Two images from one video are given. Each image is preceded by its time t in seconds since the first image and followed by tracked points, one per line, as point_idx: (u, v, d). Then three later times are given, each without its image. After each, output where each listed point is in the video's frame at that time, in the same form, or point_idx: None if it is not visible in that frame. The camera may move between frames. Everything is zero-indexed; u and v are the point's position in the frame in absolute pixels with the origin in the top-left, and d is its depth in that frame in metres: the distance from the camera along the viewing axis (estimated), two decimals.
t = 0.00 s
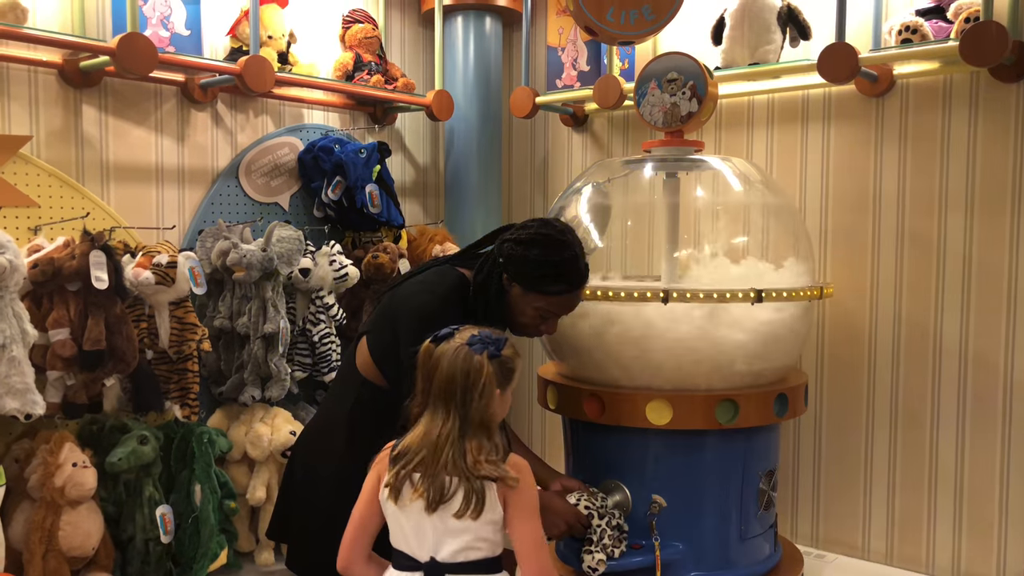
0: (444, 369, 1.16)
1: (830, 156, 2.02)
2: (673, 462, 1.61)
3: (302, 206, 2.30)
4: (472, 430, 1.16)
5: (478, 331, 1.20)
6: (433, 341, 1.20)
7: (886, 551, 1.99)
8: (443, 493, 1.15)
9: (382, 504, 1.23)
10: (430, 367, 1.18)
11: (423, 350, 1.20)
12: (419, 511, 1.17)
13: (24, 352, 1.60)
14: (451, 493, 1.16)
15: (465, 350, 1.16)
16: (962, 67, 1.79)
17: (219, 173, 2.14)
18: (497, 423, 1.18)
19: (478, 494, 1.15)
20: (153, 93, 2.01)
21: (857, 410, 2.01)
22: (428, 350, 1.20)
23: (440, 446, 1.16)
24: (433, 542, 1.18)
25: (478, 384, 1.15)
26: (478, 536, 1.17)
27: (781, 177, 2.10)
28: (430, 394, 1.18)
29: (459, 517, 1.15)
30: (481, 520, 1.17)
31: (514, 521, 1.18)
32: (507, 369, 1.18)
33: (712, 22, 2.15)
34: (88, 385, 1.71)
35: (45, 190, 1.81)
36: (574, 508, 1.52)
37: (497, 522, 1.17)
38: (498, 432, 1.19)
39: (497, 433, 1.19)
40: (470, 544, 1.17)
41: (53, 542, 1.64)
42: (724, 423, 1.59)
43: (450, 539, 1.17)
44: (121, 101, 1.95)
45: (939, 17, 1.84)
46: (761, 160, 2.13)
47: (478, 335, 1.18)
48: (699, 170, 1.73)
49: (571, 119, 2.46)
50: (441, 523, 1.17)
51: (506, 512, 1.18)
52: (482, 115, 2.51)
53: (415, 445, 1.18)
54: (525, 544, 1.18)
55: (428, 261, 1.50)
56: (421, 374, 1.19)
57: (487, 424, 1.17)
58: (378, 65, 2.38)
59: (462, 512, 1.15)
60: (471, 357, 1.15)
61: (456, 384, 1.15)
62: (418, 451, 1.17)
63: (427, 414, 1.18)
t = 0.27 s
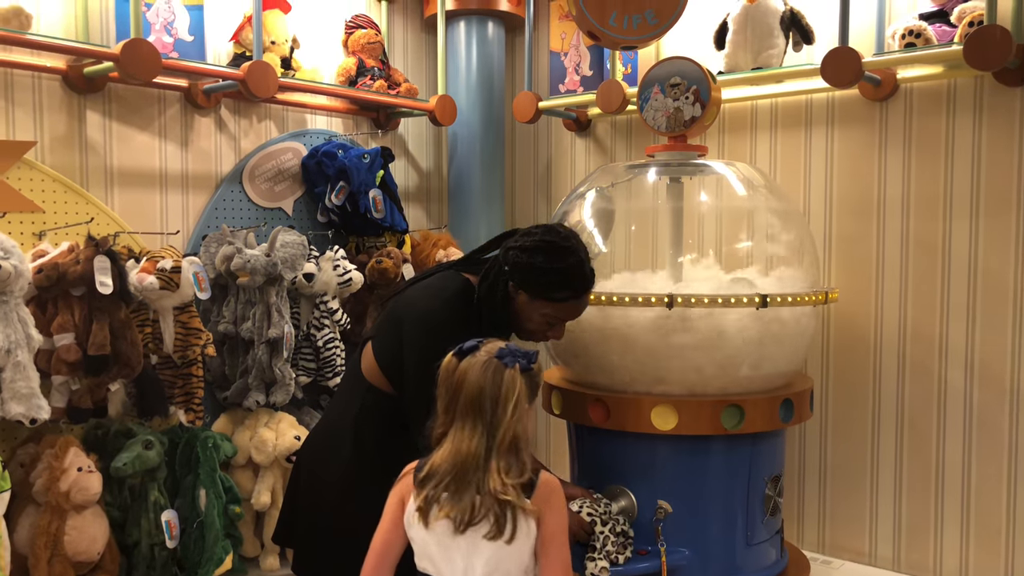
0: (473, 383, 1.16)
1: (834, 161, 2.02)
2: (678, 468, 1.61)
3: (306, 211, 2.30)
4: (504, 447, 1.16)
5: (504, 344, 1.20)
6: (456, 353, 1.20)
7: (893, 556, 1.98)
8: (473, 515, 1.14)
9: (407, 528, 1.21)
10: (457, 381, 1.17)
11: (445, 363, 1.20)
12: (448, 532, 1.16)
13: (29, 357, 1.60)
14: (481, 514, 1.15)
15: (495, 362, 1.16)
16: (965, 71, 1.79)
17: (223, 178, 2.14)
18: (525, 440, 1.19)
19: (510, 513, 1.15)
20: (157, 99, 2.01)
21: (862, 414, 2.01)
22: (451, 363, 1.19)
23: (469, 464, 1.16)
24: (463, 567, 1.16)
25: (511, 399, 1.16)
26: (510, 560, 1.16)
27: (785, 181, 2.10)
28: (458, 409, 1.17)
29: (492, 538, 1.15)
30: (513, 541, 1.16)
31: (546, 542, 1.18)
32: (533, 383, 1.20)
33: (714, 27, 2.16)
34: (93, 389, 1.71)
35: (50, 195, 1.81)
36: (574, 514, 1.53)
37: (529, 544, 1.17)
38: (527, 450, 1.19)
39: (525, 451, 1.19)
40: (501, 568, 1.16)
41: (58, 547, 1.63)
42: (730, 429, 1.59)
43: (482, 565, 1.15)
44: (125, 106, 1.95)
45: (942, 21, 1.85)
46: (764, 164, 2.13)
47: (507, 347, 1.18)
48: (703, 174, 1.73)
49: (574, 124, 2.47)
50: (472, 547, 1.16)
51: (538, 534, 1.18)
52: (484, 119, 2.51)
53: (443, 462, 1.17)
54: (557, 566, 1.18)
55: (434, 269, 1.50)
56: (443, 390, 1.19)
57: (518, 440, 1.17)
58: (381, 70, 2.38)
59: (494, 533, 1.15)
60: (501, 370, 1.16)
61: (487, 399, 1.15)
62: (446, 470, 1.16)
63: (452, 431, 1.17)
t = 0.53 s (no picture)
0: (481, 375, 1.15)
1: (842, 157, 2.02)
2: (686, 462, 1.60)
3: (312, 200, 2.29)
4: (515, 440, 1.16)
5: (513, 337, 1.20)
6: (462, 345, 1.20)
7: (898, 553, 1.98)
8: (479, 510, 1.14)
9: (411, 524, 1.21)
10: (463, 374, 1.17)
11: (451, 355, 1.19)
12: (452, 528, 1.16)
13: (35, 344, 1.59)
14: (486, 509, 1.14)
15: (503, 352, 1.16)
16: (977, 68, 1.78)
17: (229, 167, 2.13)
18: (540, 433, 1.19)
19: (515, 509, 1.14)
20: (163, 86, 2.00)
21: (868, 411, 2.01)
22: (457, 355, 1.19)
23: (475, 458, 1.15)
24: (466, 564, 1.15)
25: (521, 391, 1.15)
26: (514, 558, 1.14)
27: (793, 177, 2.10)
28: (465, 402, 1.17)
29: (495, 535, 1.14)
30: (516, 540, 1.14)
31: (551, 543, 1.15)
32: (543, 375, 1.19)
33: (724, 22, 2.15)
34: (98, 377, 1.70)
35: (56, 182, 1.80)
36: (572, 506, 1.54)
37: (534, 542, 1.15)
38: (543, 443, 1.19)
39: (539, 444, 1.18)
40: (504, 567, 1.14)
41: (63, 535, 1.63)
42: (736, 424, 1.59)
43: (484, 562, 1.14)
44: (131, 94, 1.94)
45: (953, 17, 1.84)
46: (772, 160, 2.13)
47: (516, 340, 1.18)
48: (711, 169, 1.73)
49: (581, 117, 2.46)
50: (476, 545, 1.14)
51: (541, 534, 1.16)
52: (491, 111, 2.50)
53: (448, 457, 1.17)
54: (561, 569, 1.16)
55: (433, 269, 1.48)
56: (445, 383, 1.19)
57: (531, 432, 1.17)
58: (387, 61, 2.37)
59: (498, 529, 1.13)
60: (510, 361, 1.16)
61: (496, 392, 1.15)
62: (452, 464, 1.16)
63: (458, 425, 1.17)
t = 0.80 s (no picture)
0: (463, 365, 1.15)
1: (838, 147, 2.01)
2: (678, 452, 1.61)
3: (306, 190, 2.29)
4: (490, 430, 1.15)
5: (498, 327, 1.20)
6: (446, 335, 1.20)
7: (889, 544, 1.99)
8: (453, 501, 1.13)
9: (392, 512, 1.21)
10: (447, 363, 1.17)
11: (437, 344, 1.19)
12: (428, 517, 1.16)
13: (26, 334, 1.59)
14: (459, 499, 1.14)
15: (486, 343, 1.16)
16: (972, 60, 1.78)
17: (223, 157, 2.13)
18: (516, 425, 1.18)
19: (487, 501, 1.13)
20: (156, 75, 1.99)
21: (860, 402, 2.01)
22: (441, 345, 1.19)
23: (452, 447, 1.15)
24: (440, 554, 1.16)
25: (500, 381, 1.15)
26: (487, 550, 1.14)
27: (788, 168, 2.09)
28: (447, 391, 1.17)
29: (468, 525, 1.13)
30: (488, 531, 1.14)
31: (523, 536, 1.15)
32: (526, 366, 1.19)
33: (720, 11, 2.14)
34: (90, 368, 1.70)
35: (48, 171, 1.79)
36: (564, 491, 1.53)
37: (506, 535, 1.15)
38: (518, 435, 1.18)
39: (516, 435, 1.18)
40: (476, 558, 1.14)
41: (55, 524, 1.63)
42: (729, 414, 1.59)
43: (458, 552, 1.14)
44: (124, 82, 1.93)
45: (949, 8, 1.83)
46: (767, 150, 2.12)
47: (500, 330, 1.18)
48: (706, 159, 1.72)
49: (577, 107, 2.45)
50: (450, 534, 1.15)
51: (514, 527, 1.15)
52: (487, 101, 2.49)
53: (428, 446, 1.17)
54: (534, 563, 1.15)
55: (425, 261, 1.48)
56: (432, 374, 1.19)
57: (507, 423, 1.16)
58: (383, 50, 2.37)
59: (470, 519, 1.13)
60: (492, 351, 1.15)
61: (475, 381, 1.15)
62: (430, 454, 1.16)
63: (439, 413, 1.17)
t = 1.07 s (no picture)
0: (447, 362, 1.15)
1: (830, 142, 2.02)
2: (671, 447, 1.61)
3: (298, 186, 2.28)
4: (471, 428, 1.15)
5: (483, 324, 1.20)
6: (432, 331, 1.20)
7: (881, 537, 2.00)
8: (433, 499, 1.13)
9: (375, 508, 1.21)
10: (430, 360, 1.17)
11: (422, 340, 1.19)
12: (408, 515, 1.16)
13: (17, 332, 1.58)
14: (439, 497, 1.14)
15: (470, 340, 1.15)
16: (963, 54, 1.78)
17: (214, 154, 2.12)
18: (499, 423, 1.17)
19: (465, 500, 1.13)
20: (147, 72, 1.98)
21: (853, 397, 2.02)
22: (426, 342, 1.19)
23: (434, 444, 1.15)
24: (419, 553, 1.16)
25: (483, 379, 1.14)
26: (466, 549, 1.14)
27: (780, 163, 2.10)
28: (430, 388, 1.17)
29: (447, 524, 1.13)
30: (466, 531, 1.14)
31: (501, 537, 1.14)
32: (512, 364, 1.18)
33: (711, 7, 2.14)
34: (82, 365, 1.69)
35: (38, 168, 1.78)
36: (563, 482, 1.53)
37: (484, 535, 1.14)
38: (502, 433, 1.18)
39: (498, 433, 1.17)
40: (455, 557, 1.14)
41: (48, 523, 1.62)
42: (723, 409, 1.59)
43: (437, 550, 1.14)
44: (114, 79, 1.92)
45: (940, 2, 1.84)
46: (760, 145, 2.12)
47: (484, 326, 1.18)
48: (699, 155, 1.72)
49: (569, 103, 2.45)
50: (429, 533, 1.15)
51: (492, 528, 1.14)
52: (480, 98, 2.49)
53: (411, 442, 1.17)
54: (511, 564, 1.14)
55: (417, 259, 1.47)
56: (417, 371, 1.19)
57: (490, 421, 1.16)
58: (375, 46, 2.36)
59: (449, 518, 1.13)
60: (475, 349, 1.15)
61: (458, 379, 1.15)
62: (413, 451, 1.16)
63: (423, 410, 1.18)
